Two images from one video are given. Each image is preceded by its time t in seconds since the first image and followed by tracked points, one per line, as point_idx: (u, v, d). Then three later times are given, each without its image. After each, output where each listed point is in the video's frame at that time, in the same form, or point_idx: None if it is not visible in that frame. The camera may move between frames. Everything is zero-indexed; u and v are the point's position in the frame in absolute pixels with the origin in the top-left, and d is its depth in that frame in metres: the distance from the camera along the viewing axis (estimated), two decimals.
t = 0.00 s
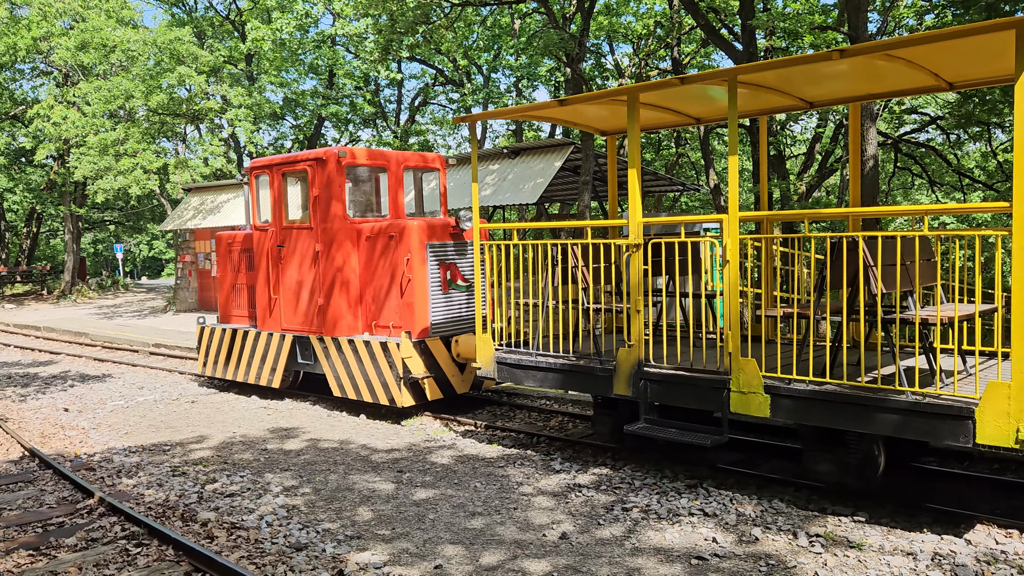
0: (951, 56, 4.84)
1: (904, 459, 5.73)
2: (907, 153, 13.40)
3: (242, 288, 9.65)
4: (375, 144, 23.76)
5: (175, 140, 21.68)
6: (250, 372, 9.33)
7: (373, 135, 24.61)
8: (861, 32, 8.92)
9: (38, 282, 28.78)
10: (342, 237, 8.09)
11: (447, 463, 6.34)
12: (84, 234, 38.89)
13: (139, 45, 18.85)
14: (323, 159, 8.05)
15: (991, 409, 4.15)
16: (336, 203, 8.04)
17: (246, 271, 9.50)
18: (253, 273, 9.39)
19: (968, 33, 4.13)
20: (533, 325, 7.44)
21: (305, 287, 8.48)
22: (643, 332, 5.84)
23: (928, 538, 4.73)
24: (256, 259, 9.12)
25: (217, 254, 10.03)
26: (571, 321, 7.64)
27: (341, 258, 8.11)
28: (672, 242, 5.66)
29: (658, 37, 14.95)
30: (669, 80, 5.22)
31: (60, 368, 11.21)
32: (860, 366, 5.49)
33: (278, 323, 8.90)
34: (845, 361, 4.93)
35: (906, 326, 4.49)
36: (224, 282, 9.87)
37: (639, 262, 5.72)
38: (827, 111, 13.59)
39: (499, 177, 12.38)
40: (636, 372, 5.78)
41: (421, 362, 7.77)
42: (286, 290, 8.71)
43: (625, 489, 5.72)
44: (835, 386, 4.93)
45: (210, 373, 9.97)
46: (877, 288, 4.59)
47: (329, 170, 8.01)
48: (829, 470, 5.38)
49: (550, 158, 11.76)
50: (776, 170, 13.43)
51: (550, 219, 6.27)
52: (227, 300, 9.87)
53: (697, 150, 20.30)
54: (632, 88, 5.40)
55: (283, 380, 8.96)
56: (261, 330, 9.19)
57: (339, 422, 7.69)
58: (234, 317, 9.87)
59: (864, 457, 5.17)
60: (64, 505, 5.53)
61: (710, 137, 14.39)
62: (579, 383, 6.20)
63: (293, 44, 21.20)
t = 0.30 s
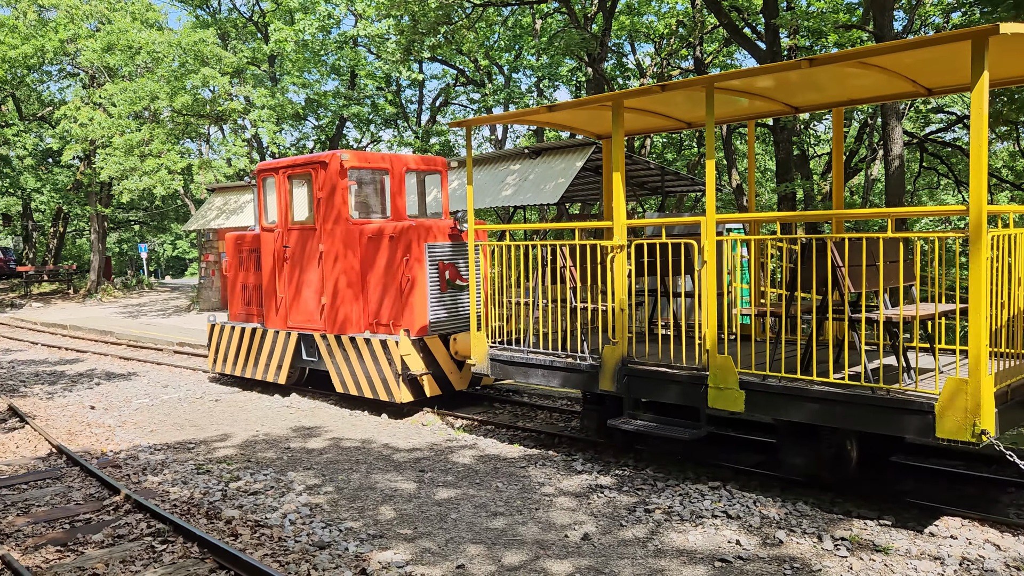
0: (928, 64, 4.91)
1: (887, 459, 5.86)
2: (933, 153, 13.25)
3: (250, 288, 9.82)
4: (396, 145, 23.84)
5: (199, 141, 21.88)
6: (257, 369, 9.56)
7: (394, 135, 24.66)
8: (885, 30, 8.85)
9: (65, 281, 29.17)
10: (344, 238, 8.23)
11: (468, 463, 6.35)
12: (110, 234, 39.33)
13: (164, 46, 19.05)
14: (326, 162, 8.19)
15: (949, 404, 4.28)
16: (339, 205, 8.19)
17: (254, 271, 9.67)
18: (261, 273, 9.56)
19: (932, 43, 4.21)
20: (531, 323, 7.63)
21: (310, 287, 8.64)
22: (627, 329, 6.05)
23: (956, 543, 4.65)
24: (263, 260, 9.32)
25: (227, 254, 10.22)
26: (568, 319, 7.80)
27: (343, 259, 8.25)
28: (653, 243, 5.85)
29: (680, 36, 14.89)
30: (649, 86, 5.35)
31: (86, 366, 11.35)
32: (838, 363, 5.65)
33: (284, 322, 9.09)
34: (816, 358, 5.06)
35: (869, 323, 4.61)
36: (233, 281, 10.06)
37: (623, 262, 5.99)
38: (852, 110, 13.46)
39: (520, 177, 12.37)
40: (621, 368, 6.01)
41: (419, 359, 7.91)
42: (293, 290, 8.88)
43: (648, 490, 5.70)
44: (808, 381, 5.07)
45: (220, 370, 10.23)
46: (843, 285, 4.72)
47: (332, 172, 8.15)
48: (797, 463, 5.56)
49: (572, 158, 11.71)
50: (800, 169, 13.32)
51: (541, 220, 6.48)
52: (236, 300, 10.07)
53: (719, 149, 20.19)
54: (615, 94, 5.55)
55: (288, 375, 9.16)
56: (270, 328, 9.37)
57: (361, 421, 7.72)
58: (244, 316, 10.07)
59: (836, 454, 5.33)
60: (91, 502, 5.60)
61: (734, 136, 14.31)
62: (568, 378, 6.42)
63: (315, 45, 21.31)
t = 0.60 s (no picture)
0: (903, 74, 5.08)
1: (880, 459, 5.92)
2: (957, 153, 13.08)
3: (257, 286, 10.09)
4: (417, 146, 23.90)
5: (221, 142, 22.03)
6: (265, 365, 9.87)
7: (414, 136, 24.68)
8: (911, 29, 8.77)
9: (89, 280, 29.50)
10: (347, 240, 8.49)
11: (489, 464, 6.36)
12: (133, 234, 39.71)
13: (187, 48, 19.23)
14: (329, 166, 8.43)
15: (911, 401, 4.43)
16: (341, 207, 8.44)
17: (260, 270, 9.92)
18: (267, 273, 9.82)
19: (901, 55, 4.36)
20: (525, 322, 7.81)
21: (314, 287, 8.91)
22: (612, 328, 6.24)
23: (982, 547, 4.58)
24: (269, 260, 9.59)
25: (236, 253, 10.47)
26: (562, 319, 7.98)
27: (346, 261, 8.50)
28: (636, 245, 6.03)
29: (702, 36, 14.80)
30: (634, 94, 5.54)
31: (111, 365, 11.49)
32: (814, 360, 5.80)
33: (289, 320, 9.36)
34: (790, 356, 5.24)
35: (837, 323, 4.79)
36: (241, 280, 10.33)
37: (609, 264, 6.12)
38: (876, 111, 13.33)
39: (540, 178, 12.36)
40: (606, 365, 6.20)
41: (418, 357, 8.12)
42: (297, 289, 9.15)
43: (669, 492, 5.68)
44: (783, 379, 5.23)
45: (231, 366, 10.54)
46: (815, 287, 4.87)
47: (335, 175, 8.39)
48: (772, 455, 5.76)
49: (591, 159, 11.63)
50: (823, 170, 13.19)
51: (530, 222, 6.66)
52: (245, 299, 10.35)
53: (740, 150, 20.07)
54: (601, 102, 5.74)
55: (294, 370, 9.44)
56: (276, 326, 9.64)
57: (382, 421, 7.76)
58: (251, 314, 10.33)
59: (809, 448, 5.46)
60: (116, 499, 5.66)
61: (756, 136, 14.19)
62: (557, 375, 6.64)
63: (336, 46, 21.41)
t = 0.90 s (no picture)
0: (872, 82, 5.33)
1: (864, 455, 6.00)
2: (982, 155, 12.92)
3: (266, 287, 10.42)
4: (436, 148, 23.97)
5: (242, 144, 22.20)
6: (269, 364, 10.14)
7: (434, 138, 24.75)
8: (934, 30, 8.67)
9: (112, 281, 29.87)
10: (349, 241, 8.79)
11: (508, 465, 6.36)
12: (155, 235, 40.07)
13: (210, 51, 19.42)
14: (334, 170, 8.74)
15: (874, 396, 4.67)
16: (344, 210, 8.75)
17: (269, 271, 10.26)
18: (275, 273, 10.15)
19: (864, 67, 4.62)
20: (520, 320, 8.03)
21: (318, 287, 9.22)
22: (599, 327, 6.48)
23: (1008, 554, 4.51)
24: (277, 261, 9.95)
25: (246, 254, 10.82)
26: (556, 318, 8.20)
27: (348, 261, 8.81)
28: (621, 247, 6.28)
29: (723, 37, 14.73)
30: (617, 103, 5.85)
31: (134, 364, 11.63)
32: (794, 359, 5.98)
33: (294, 319, 9.69)
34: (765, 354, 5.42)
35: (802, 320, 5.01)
36: (251, 280, 10.66)
37: (595, 265, 6.34)
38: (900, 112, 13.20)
39: (560, 179, 12.33)
40: (593, 363, 6.44)
41: (416, 355, 8.39)
42: (302, 289, 9.47)
43: (689, 495, 5.65)
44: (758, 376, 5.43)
45: (238, 365, 10.83)
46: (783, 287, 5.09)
47: (339, 179, 8.70)
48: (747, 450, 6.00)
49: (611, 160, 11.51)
50: (845, 172, 13.08)
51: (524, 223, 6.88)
52: (255, 298, 10.71)
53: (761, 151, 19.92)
54: (587, 110, 6.01)
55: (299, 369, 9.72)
56: (283, 325, 9.95)
57: (402, 422, 7.78)
58: (260, 313, 10.66)
59: (784, 443, 5.72)
60: (139, 498, 5.72)
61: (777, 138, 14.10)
62: (547, 373, 6.89)
63: (357, 49, 21.52)
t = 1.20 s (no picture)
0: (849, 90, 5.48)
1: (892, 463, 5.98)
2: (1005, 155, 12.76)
3: (272, 286, 10.71)
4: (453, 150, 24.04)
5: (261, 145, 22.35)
6: (276, 361, 10.47)
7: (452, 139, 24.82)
8: (957, 29, 8.57)
9: (134, 281, 30.21)
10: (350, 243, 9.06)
11: (526, 467, 6.37)
12: (175, 236, 40.44)
13: (229, 53, 19.59)
14: (335, 174, 8.99)
15: (840, 393, 4.79)
16: (345, 213, 9.01)
17: (275, 271, 10.55)
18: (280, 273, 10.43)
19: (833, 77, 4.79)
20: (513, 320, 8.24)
21: (321, 287, 9.50)
22: (585, 326, 6.64)
23: None
24: (283, 262, 10.24)
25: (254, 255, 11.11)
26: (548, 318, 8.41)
27: (350, 262, 9.08)
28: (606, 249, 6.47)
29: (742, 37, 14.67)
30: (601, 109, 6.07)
31: (154, 364, 11.75)
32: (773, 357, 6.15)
33: (299, 318, 9.98)
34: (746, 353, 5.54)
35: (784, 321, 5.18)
36: (259, 280, 10.95)
37: (580, 265, 6.55)
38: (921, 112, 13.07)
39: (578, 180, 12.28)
40: (579, 360, 6.58)
41: (415, 353, 8.63)
42: (307, 289, 9.76)
43: (708, 498, 5.63)
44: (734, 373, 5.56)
45: (246, 363, 11.15)
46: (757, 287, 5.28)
47: (340, 183, 8.95)
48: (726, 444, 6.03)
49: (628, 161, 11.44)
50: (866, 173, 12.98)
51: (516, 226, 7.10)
52: (262, 298, 11.00)
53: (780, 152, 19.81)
54: (574, 116, 6.28)
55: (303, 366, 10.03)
56: (290, 324, 10.24)
57: (420, 422, 7.80)
58: (268, 312, 10.96)
59: (762, 438, 5.83)
60: (159, 497, 5.77)
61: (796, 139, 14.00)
62: (536, 370, 7.07)
63: (375, 50, 21.60)
